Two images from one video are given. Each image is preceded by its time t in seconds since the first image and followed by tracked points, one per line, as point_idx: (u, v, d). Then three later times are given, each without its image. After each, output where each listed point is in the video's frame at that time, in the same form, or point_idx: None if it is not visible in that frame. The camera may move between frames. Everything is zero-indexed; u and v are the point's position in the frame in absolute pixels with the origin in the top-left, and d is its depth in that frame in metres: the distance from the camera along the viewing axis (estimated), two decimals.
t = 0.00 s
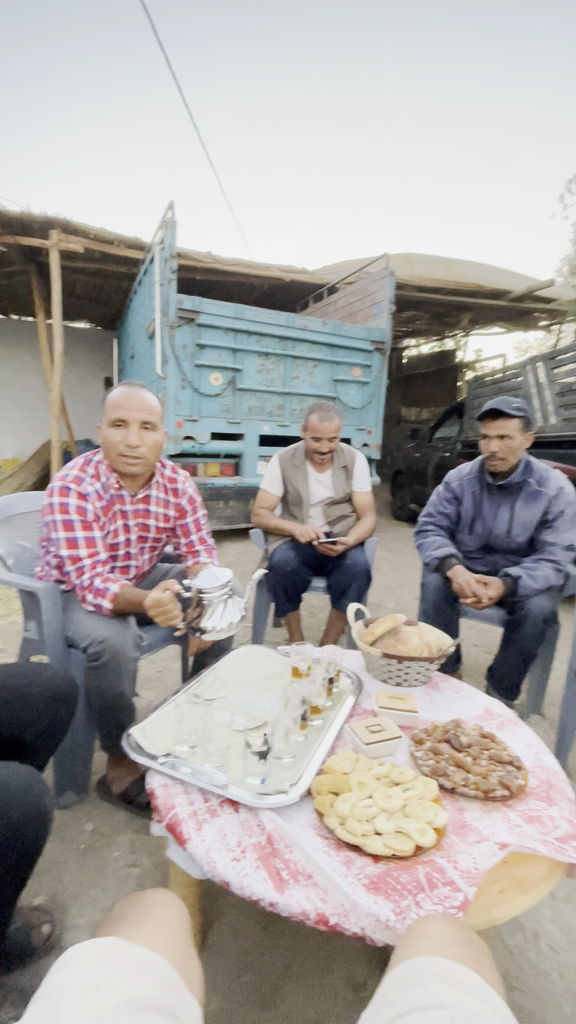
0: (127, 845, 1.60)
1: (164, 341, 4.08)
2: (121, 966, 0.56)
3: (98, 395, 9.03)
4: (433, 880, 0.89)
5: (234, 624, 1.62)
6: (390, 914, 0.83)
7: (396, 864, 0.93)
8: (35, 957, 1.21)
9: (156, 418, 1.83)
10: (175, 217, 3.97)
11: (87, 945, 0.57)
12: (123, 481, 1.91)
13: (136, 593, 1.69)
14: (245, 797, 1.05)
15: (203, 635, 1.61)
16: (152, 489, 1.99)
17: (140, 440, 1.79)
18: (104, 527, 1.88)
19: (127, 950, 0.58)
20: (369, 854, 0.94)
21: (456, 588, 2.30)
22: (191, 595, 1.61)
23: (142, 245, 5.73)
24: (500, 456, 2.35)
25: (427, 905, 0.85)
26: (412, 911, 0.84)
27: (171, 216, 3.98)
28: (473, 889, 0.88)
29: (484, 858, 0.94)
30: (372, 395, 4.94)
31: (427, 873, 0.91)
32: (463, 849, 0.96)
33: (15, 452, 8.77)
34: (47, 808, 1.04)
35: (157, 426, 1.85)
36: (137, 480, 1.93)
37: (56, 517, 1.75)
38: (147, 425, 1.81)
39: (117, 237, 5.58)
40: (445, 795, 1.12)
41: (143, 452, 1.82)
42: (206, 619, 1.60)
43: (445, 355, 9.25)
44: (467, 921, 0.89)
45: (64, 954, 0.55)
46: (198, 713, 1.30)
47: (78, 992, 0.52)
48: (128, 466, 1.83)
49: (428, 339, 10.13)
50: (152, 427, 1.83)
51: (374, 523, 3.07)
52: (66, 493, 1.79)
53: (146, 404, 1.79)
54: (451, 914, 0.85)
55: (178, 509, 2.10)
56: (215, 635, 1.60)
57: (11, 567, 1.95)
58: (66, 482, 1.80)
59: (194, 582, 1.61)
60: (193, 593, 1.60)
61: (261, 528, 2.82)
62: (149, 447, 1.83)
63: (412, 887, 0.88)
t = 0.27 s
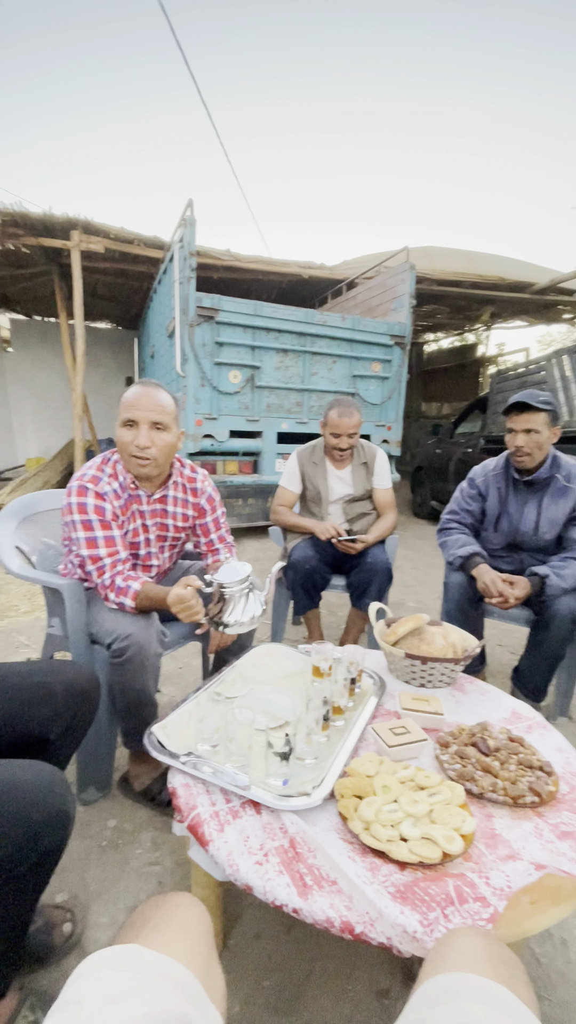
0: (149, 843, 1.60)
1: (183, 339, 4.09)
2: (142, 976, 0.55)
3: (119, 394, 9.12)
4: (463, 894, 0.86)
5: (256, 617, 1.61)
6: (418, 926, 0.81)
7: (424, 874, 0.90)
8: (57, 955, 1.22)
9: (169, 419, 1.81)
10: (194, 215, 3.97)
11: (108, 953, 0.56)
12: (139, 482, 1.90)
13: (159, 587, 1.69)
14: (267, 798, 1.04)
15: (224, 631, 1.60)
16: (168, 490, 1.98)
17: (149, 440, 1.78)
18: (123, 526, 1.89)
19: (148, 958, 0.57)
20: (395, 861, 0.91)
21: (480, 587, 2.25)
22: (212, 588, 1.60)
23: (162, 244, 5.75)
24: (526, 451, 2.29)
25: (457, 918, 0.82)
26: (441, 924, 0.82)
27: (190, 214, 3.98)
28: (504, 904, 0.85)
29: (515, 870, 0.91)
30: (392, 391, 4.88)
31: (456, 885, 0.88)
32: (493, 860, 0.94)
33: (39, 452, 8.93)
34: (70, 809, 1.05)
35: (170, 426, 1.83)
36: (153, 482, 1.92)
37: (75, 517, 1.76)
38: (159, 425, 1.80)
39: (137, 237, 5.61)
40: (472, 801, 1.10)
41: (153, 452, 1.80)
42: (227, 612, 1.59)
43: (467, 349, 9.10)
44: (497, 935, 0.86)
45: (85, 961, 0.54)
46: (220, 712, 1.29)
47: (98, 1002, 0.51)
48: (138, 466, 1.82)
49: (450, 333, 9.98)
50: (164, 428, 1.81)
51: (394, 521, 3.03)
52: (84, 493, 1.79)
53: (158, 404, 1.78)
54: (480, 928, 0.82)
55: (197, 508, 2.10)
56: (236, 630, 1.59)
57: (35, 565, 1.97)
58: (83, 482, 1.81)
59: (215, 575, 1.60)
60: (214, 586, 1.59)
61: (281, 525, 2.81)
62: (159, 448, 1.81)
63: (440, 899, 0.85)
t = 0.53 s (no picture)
0: (161, 839, 1.62)
1: (195, 338, 4.10)
2: (153, 973, 0.55)
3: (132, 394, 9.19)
4: (474, 896, 0.86)
5: (266, 616, 1.62)
6: (428, 929, 0.80)
7: (435, 876, 0.90)
8: (71, 949, 1.24)
9: (179, 419, 1.82)
10: (205, 215, 3.97)
11: (119, 948, 0.56)
12: (151, 483, 1.92)
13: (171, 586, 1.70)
14: (277, 797, 1.04)
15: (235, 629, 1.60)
16: (179, 489, 2.00)
17: (161, 441, 1.79)
18: (134, 525, 1.90)
19: (158, 955, 0.57)
20: (406, 862, 0.91)
21: (493, 587, 2.23)
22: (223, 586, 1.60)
23: (173, 244, 5.77)
24: (540, 449, 2.26)
25: (468, 922, 0.82)
26: (451, 927, 0.81)
27: (202, 214, 3.98)
28: (516, 907, 0.85)
29: (527, 874, 0.90)
30: (404, 389, 4.85)
31: (468, 888, 0.87)
32: (505, 862, 0.93)
33: (53, 452, 9.03)
34: (82, 806, 1.06)
35: (181, 426, 1.84)
36: (165, 482, 1.93)
37: (87, 517, 1.77)
38: (170, 426, 1.81)
39: (149, 238, 5.64)
40: (484, 802, 1.09)
41: (165, 453, 1.81)
42: (237, 611, 1.59)
43: (479, 346, 9.02)
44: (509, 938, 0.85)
45: (96, 957, 0.54)
46: (231, 710, 1.29)
47: (109, 998, 0.51)
48: (150, 467, 1.83)
49: (462, 330, 9.90)
50: (175, 429, 1.82)
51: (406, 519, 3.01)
52: (96, 493, 1.80)
53: (169, 405, 1.78)
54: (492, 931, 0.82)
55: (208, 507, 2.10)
56: (247, 628, 1.59)
57: (48, 564, 1.99)
58: (95, 482, 1.82)
59: (225, 574, 1.60)
60: (225, 585, 1.59)
61: (291, 524, 2.80)
62: (171, 449, 1.82)
63: (451, 902, 0.84)
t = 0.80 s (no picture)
0: (171, 836, 1.62)
1: (204, 338, 4.11)
2: (163, 969, 0.56)
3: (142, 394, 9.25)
4: (485, 897, 0.85)
5: (277, 616, 1.62)
6: (438, 930, 0.80)
7: (445, 876, 0.89)
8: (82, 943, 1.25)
9: (191, 419, 1.83)
10: (215, 215, 3.98)
11: (130, 944, 0.57)
12: (162, 482, 1.93)
13: (182, 585, 1.70)
14: (287, 797, 1.04)
15: (245, 628, 1.60)
16: (190, 489, 2.01)
17: (172, 441, 1.80)
18: (146, 524, 1.91)
19: (169, 950, 0.58)
20: (415, 863, 0.91)
21: (505, 587, 2.21)
22: (234, 587, 1.61)
23: (183, 244, 5.79)
24: (553, 447, 2.23)
25: (478, 923, 0.81)
26: (462, 928, 0.81)
27: (212, 214, 3.99)
28: (528, 909, 0.84)
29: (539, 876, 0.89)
30: (414, 387, 4.83)
31: (478, 889, 0.87)
32: (516, 863, 0.92)
33: (65, 452, 9.12)
34: (93, 802, 1.07)
35: (192, 426, 1.84)
36: (176, 481, 1.94)
37: (100, 516, 1.79)
38: (182, 426, 1.81)
39: (159, 238, 5.67)
40: (495, 803, 1.08)
41: (176, 452, 1.82)
42: (249, 612, 1.59)
43: (491, 343, 8.94)
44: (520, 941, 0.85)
45: (106, 952, 0.55)
46: (240, 708, 1.29)
47: (119, 993, 0.51)
48: (162, 467, 1.84)
49: (473, 328, 9.82)
50: (187, 428, 1.83)
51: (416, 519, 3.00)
52: (108, 493, 1.81)
53: (180, 405, 1.79)
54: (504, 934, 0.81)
55: (218, 507, 2.11)
56: (257, 628, 1.59)
57: (60, 562, 2.01)
58: (107, 481, 1.83)
59: (237, 575, 1.61)
60: (236, 586, 1.60)
61: (300, 523, 2.80)
62: (182, 449, 1.83)
63: (462, 903, 0.84)
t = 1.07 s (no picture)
0: (179, 834, 1.63)
1: (212, 338, 4.12)
2: (170, 965, 0.56)
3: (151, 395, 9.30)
4: (493, 898, 0.85)
5: (286, 616, 1.62)
6: (446, 930, 0.80)
7: (453, 876, 0.89)
8: (91, 939, 1.26)
9: (201, 418, 1.83)
10: (223, 215, 3.98)
11: (138, 940, 0.57)
12: (172, 482, 1.94)
13: (190, 584, 1.71)
14: (293, 796, 1.04)
15: (253, 627, 1.61)
16: (200, 489, 2.02)
17: (183, 440, 1.80)
18: (155, 524, 1.92)
19: (176, 947, 0.58)
20: (422, 863, 0.90)
21: (514, 587, 2.19)
22: (242, 587, 1.61)
23: (191, 244, 5.80)
24: (563, 446, 2.21)
25: (487, 923, 0.81)
26: (470, 928, 0.80)
27: (220, 214, 3.99)
28: (537, 910, 0.83)
29: (549, 878, 0.88)
30: (423, 386, 4.80)
31: (486, 889, 0.86)
32: (525, 863, 0.92)
33: (75, 452, 9.20)
34: (101, 799, 1.07)
35: (202, 425, 1.85)
36: (185, 481, 1.95)
37: (110, 515, 1.79)
38: (192, 424, 1.82)
39: (168, 238, 5.69)
40: (504, 804, 1.07)
41: (186, 452, 1.83)
42: (257, 611, 1.60)
43: (501, 341, 8.87)
44: (529, 942, 0.84)
45: (114, 948, 0.55)
46: (247, 707, 1.30)
47: (127, 989, 0.52)
48: (172, 466, 1.85)
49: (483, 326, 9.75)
50: (197, 427, 1.83)
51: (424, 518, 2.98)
52: (118, 492, 1.82)
53: (191, 404, 1.80)
54: (512, 936, 0.80)
55: (226, 507, 2.12)
56: (265, 627, 1.60)
57: (70, 561, 2.02)
58: (118, 481, 1.84)
59: (245, 575, 1.61)
60: (244, 585, 1.60)
61: (308, 522, 2.80)
62: (193, 448, 1.83)
63: (470, 903, 0.83)
